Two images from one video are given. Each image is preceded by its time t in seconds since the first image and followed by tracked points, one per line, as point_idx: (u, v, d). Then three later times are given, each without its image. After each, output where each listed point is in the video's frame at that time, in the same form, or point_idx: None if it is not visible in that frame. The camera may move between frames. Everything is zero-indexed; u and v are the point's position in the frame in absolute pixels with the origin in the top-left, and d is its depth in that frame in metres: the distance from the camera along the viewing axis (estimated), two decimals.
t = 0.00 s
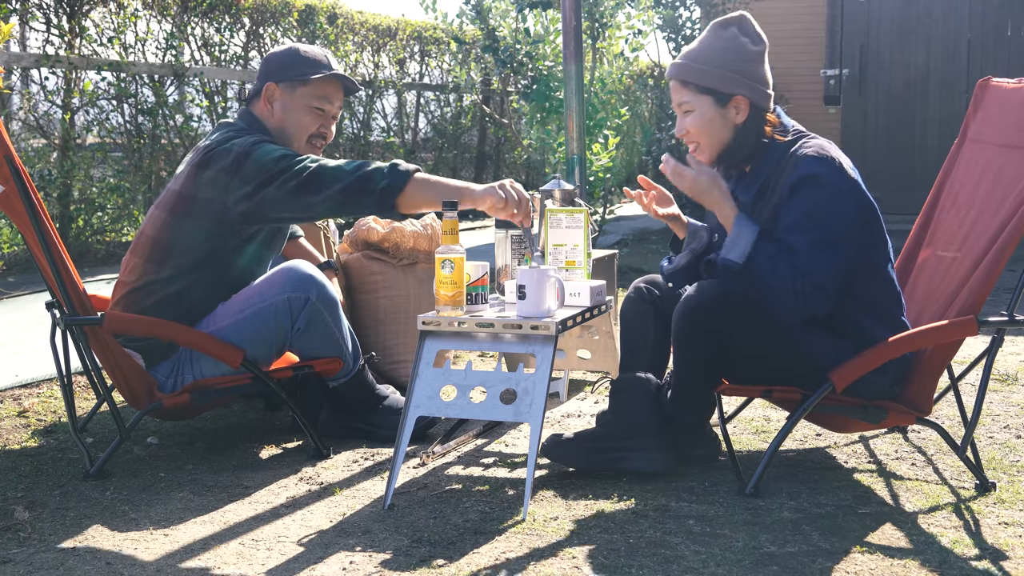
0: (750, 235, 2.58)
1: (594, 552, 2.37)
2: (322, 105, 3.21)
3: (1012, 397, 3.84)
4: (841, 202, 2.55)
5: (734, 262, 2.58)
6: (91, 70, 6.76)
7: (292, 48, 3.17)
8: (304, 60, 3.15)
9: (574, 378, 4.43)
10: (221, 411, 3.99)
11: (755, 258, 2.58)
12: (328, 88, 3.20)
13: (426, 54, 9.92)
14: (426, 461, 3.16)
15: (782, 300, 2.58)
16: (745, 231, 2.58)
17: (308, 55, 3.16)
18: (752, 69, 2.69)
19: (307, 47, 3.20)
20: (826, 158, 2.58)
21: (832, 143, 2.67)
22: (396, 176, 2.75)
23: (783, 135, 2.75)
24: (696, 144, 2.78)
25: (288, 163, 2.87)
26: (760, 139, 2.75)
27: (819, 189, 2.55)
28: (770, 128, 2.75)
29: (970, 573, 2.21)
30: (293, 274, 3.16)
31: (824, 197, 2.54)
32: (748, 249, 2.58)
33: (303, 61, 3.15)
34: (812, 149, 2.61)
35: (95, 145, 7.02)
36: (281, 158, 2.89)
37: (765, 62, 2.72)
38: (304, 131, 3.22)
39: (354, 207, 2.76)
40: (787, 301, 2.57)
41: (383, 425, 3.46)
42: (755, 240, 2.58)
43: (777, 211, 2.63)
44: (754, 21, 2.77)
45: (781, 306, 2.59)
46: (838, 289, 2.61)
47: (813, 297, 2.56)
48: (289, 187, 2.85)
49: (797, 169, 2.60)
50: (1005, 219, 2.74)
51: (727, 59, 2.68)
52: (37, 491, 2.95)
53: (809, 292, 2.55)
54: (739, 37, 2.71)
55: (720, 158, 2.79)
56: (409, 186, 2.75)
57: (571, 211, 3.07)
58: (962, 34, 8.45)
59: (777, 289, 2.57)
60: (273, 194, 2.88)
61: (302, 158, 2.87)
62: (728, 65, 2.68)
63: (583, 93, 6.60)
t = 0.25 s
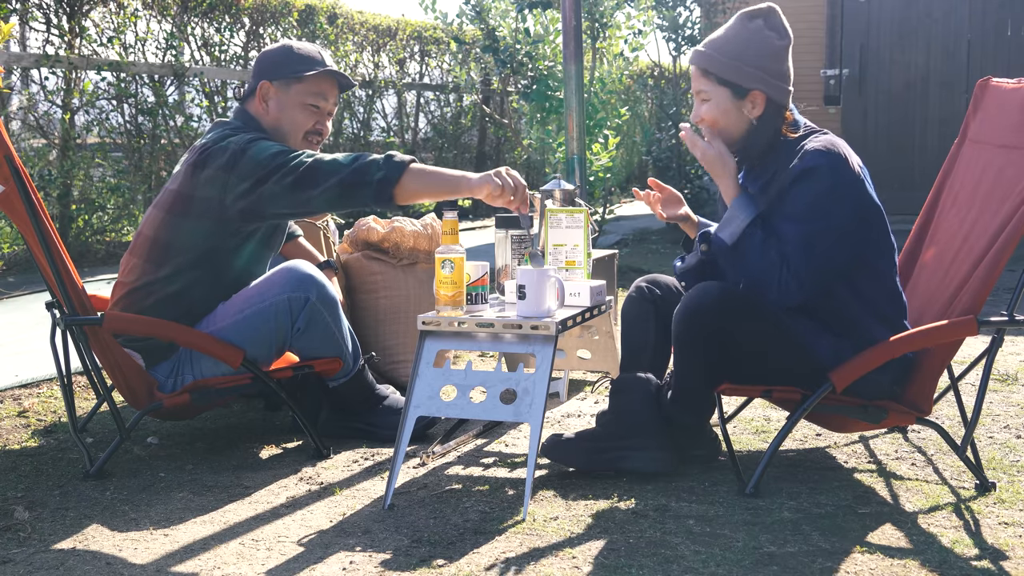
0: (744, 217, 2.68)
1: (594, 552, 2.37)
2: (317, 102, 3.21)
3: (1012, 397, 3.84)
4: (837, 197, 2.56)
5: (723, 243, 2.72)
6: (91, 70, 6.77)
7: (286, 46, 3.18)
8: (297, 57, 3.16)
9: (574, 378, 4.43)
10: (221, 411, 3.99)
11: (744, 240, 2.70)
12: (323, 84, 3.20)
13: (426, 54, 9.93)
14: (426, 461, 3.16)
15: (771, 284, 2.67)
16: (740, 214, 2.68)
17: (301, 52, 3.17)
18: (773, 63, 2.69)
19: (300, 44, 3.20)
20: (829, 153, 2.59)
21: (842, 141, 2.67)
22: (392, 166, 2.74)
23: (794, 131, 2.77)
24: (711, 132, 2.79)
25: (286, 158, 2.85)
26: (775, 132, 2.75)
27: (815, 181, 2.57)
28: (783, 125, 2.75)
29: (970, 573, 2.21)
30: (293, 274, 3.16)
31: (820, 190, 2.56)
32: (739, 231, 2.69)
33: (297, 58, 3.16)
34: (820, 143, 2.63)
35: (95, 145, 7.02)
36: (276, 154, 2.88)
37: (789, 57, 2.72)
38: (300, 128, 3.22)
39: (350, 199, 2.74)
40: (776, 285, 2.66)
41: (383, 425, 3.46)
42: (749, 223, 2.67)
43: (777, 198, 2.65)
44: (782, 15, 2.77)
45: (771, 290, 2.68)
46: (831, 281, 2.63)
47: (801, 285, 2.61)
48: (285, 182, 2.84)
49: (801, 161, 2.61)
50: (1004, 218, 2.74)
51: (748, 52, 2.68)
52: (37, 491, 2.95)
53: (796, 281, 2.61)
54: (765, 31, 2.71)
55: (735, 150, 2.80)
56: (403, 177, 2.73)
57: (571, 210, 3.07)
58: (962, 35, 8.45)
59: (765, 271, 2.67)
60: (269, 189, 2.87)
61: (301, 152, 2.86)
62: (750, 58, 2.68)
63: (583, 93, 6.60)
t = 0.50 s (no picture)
0: (749, 211, 2.70)
1: (594, 552, 2.37)
2: (317, 101, 3.21)
3: (1012, 397, 3.84)
4: (841, 197, 2.56)
5: (726, 235, 2.73)
6: (91, 70, 6.77)
7: (285, 45, 3.18)
8: (295, 56, 3.16)
9: (574, 379, 4.43)
10: (221, 411, 3.99)
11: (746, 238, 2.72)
12: (321, 83, 3.19)
13: (426, 54, 9.93)
14: (425, 461, 3.16)
15: (773, 278, 2.70)
16: (746, 207, 2.70)
17: (299, 50, 3.17)
18: (787, 62, 2.69)
19: (298, 43, 3.20)
20: (836, 151, 2.59)
21: (850, 140, 2.67)
22: (391, 167, 2.74)
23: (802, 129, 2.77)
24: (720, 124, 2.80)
25: (287, 159, 2.85)
26: (784, 129, 2.75)
27: (820, 179, 2.57)
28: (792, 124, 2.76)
29: (970, 573, 2.21)
30: (293, 274, 3.15)
31: (824, 188, 2.56)
32: (744, 224, 2.71)
33: (295, 57, 3.15)
34: (826, 141, 2.63)
35: (95, 145, 7.02)
36: (277, 154, 2.88)
37: (805, 59, 2.73)
38: (299, 127, 3.22)
39: (350, 200, 2.74)
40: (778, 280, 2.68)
41: (383, 425, 3.46)
42: (753, 217, 2.69)
43: (782, 194, 2.65)
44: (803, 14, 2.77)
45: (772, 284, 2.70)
46: (833, 279, 2.64)
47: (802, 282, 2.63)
48: (285, 182, 2.84)
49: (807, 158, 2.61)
50: (1005, 218, 2.74)
51: (763, 49, 2.69)
52: (37, 491, 2.95)
53: (796, 277, 2.63)
54: (784, 30, 2.72)
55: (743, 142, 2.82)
56: (401, 177, 2.73)
57: (571, 210, 3.07)
58: (962, 34, 8.45)
59: (767, 266, 2.70)
60: (269, 189, 2.87)
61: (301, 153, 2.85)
62: (763, 54, 2.68)
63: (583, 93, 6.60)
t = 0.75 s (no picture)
0: (754, 207, 2.68)
1: (594, 553, 2.37)
2: (316, 100, 3.21)
3: (1012, 397, 3.84)
4: (846, 195, 2.56)
5: (730, 230, 2.71)
6: (91, 70, 6.77)
7: (283, 45, 3.18)
8: (295, 56, 3.16)
9: (574, 379, 4.43)
10: (221, 411, 3.99)
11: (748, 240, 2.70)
12: (321, 82, 3.20)
13: (426, 54, 9.92)
14: (426, 461, 3.16)
15: (772, 276, 2.67)
16: (750, 203, 2.69)
17: (298, 50, 3.17)
18: (794, 62, 2.69)
19: (297, 43, 3.20)
20: (842, 151, 2.59)
21: (856, 140, 2.67)
22: (391, 169, 2.75)
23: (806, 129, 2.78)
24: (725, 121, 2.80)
25: (286, 160, 2.86)
26: (789, 128, 2.75)
27: (825, 177, 2.57)
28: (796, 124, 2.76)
29: (970, 573, 2.21)
30: (293, 274, 3.16)
31: (829, 186, 2.56)
32: (749, 220, 2.68)
33: (294, 56, 3.16)
34: (832, 141, 2.62)
35: (95, 145, 7.02)
36: (277, 155, 2.88)
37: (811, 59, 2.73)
38: (299, 127, 3.22)
39: (350, 204, 2.75)
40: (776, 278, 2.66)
41: (383, 425, 3.46)
42: (758, 213, 2.67)
43: (787, 191, 2.65)
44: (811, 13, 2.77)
45: (771, 282, 2.67)
46: (834, 278, 2.63)
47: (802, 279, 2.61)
48: (285, 184, 2.84)
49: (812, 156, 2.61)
50: (1005, 218, 2.75)
51: (769, 48, 2.68)
52: (37, 491, 2.95)
53: (797, 274, 2.62)
54: (791, 29, 2.72)
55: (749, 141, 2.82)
56: (400, 179, 2.74)
57: (571, 210, 3.07)
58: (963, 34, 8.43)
59: (766, 264, 2.67)
60: (269, 191, 2.88)
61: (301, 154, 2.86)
62: (771, 53, 2.68)
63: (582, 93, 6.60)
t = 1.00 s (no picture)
0: (755, 216, 2.69)
1: (594, 552, 2.37)
2: (314, 98, 3.21)
3: (1012, 397, 3.84)
4: (848, 199, 2.55)
5: (732, 242, 2.72)
6: (91, 70, 6.77)
7: (280, 43, 3.18)
8: (291, 55, 3.15)
9: (574, 379, 4.43)
10: (221, 411, 3.99)
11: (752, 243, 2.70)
12: (318, 80, 3.20)
13: (426, 54, 9.92)
14: (426, 461, 3.16)
15: (779, 282, 2.67)
16: (750, 212, 2.70)
17: (294, 48, 3.16)
18: (798, 59, 2.69)
19: (293, 42, 3.20)
20: (845, 155, 2.58)
21: (859, 144, 2.66)
22: (391, 171, 2.75)
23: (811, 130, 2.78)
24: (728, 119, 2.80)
25: (286, 161, 2.86)
26: (793, 126, 2.75)
27: (828, 181, 2.56)
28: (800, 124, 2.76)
29: (970, 573, 2.21)
30: (293, 274, 3.16)
31: (832, 191, 2.55)
32: (750, 230, 2.70)
33: (291, 55, 3.15)
34: (835, 144, 2.62)
35: (95, 145, 7.02)
36: (277, 155, 2.89)
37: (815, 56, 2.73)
38: (297, 126, 3.22)
39: (350, 205, 2.76)
40: (784, 284, 2.66)
41: (383, 425, 3.46)
42: (758, 222, 2.68)
43: (789, 198, 2.65)
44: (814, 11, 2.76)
45: (779, 289, 2.67)
46: (839, 282, 2.63)
47: (809, 283, 2.62)
48: (285, 185, 2.84)
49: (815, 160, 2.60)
50: (1005, 218, 2.75)
51: (772, 46, 2.68)
52: (37, 491, 2.95)
53: (803, 280, 2.62)
54: (795, 27, 2.71)
55: (752, 141, 2.81)
56: (400, 181, 2.74)
57: (571, 210, 3.07)
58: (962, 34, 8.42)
59: (774, 271, 2.67)
60: (269, 192, 2.88)
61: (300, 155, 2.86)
62: (775, 51, 2.68)
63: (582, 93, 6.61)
